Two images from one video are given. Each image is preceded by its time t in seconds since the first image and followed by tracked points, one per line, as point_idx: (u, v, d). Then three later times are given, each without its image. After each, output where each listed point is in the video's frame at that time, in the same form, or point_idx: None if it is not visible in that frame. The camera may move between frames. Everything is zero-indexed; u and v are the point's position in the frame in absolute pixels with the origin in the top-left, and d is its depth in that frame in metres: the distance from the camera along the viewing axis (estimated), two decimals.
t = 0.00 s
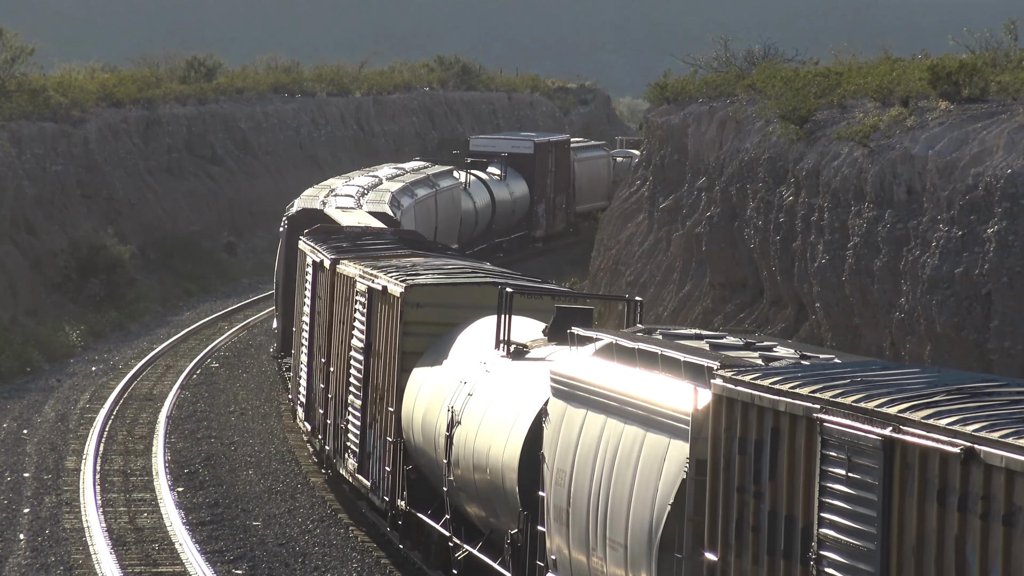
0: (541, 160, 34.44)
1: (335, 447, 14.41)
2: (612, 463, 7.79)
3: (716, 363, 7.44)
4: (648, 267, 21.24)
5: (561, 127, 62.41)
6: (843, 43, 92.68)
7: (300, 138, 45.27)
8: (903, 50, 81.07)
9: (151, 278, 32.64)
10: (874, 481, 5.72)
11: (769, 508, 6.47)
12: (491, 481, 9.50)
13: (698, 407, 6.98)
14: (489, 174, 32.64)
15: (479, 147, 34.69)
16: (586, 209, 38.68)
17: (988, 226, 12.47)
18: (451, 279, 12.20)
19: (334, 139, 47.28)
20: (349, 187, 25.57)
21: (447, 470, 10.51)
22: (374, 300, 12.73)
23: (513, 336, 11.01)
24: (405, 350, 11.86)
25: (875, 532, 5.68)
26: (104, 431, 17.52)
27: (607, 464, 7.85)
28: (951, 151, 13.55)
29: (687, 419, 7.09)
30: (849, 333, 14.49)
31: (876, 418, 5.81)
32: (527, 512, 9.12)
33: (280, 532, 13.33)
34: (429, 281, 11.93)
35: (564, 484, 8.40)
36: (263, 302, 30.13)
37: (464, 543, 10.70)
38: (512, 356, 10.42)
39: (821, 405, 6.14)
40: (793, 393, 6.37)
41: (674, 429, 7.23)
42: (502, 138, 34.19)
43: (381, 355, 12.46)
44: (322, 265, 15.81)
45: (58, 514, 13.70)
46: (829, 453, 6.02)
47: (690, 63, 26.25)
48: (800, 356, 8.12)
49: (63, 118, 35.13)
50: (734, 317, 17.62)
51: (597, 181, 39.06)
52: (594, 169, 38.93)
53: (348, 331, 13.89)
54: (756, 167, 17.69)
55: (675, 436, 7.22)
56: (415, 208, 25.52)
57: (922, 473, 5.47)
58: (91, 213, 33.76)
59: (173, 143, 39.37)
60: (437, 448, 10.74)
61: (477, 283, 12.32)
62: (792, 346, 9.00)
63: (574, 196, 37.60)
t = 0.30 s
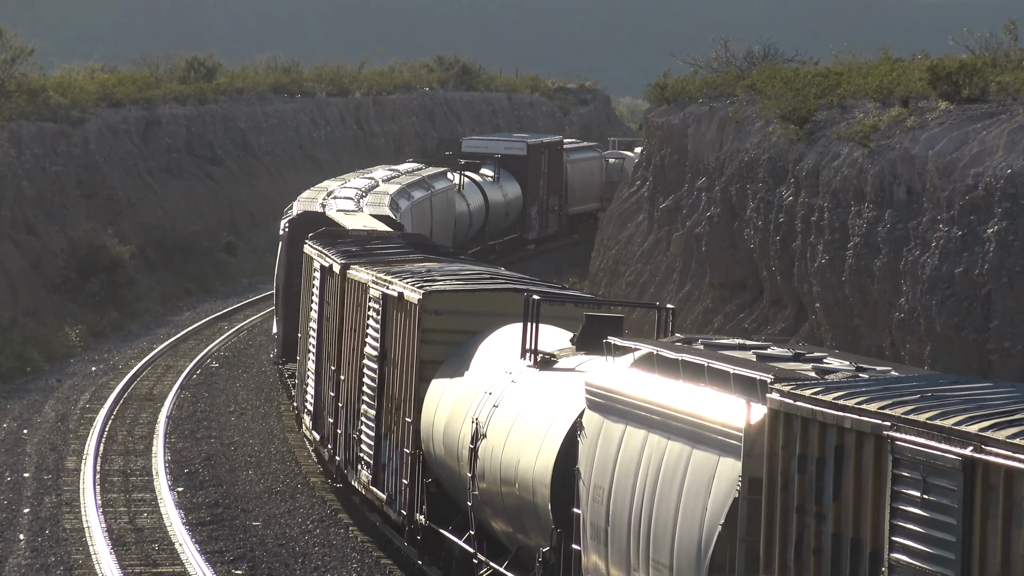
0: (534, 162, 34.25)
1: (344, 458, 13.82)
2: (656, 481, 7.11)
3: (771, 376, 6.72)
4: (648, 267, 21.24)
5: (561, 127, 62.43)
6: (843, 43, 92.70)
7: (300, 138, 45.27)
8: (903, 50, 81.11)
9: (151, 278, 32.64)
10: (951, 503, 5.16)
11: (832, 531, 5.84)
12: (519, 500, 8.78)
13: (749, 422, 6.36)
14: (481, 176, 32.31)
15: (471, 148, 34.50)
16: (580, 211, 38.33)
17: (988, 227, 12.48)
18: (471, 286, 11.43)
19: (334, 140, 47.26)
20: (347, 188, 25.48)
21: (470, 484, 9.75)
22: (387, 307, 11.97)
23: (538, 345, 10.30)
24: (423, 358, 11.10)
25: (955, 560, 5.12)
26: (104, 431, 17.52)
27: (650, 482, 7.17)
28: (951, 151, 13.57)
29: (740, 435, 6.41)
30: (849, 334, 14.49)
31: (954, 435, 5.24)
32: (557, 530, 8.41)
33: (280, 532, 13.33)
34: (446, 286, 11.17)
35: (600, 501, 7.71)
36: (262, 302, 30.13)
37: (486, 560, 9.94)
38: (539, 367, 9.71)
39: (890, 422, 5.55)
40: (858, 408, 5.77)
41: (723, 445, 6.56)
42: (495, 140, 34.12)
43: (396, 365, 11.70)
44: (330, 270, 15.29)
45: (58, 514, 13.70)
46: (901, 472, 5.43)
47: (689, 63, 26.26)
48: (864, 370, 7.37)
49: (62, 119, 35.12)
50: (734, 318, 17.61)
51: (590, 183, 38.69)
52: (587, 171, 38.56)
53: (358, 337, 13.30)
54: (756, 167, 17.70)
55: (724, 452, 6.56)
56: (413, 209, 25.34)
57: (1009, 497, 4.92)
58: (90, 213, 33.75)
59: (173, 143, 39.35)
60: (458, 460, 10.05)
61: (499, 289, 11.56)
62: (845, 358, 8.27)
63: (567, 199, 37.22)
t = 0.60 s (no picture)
0: (527, 163, 33.94)
1: (358, 469, 13.37)
2: (706, 499, 6.68)
3: (835, 391, 6.25)
4: (648, 267, 21.24)
5: (561, 127, 62.43)
6: (843, 43, 92.66)
7: (300, 138, 45.26)
8: (903, 51, 81.04)
9: (151, 278, 32.64)
10: None
11: (906, 557, 5.44)
12: (553, 517, 8.32)
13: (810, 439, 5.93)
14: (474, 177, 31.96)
15: (465, 149, 34.38)
16: (573, 214, 37.94)
17: (988, 227, 12.47)
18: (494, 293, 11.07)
19: (334, 139, 47.26)
20: (347, 188, 25.45)
21: (499, 498, 9.27)
22: (407, 315, 11.61)
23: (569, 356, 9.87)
24: (444, 368, 10.73)
25: None
26: (104, 431, 17.52)
27: (699, 501, 6.74)
28: (951, 151, 13.56)
29: (798, 452, 5.99)
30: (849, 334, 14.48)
31: None
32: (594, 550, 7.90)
33: (280, 532, 13.33)
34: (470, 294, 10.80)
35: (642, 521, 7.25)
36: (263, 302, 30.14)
37: None
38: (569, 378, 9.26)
39: (972, 442, 5.18)
40: (935, 427, 5.39)
41: (780, 462, 6.13)
42: (489, 140, 33.83)
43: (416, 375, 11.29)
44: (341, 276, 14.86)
45: (59, 514, 13.70)
46: (983, 495, 5.07)
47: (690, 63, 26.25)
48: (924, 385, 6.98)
49: (63, 118, 35.11)
50: (734, 318, 17.62)
51: (582, 185, 38.28)
52: (580, 172, 38.20)
53: (372, 345, 12.85)
54: (756, 167, 17.70)
55: (781, 470, 6.12)
56: (410, 211, 25.20)
57: None
58: (91, 213, 33.76)
59: (173, 143, 39.34)
60: (485, 474, 9.56)
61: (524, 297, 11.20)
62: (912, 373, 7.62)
63: (560, 200, 36.80)
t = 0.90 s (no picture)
0: (520, 165, 33.44)
1: (371, 481, 12.90)
2: (760, 520, 6.26)
3: (903, 407, 5.94)
4: (648, 267, 21.24)
5: (561, 128, 62.37)
6: (843, 43, 92.61)
7: (300, 138, 45.24)
8: (903, 50, 80.98)
9: (151, 278, 32.65)
10: None
11: None
12: (589, 536, 7.88)
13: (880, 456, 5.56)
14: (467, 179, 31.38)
15: (456, 150, 33.96)
16: (567, 215, 37.45)
17: (988, 226, 12.47)
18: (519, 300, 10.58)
19: (334, 139, 47.23)
20: (349, 189, 25.56)
21: (529, 514, 8.81)
22: (426, 323, 11.14)
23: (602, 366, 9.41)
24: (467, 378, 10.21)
25: None
26: (104, 431, 17.52)
27: (753, 521, 6.32)
28: (951, 151, 13.57)
29: (866, 471, 5.62)
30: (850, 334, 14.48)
31: None
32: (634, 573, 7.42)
33: (280, 532, 13.33)
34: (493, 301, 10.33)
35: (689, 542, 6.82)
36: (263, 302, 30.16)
37: None
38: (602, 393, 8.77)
39: None
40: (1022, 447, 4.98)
41: (845, 482, 5.75)
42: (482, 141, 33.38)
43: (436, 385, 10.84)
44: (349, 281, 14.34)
45: (59, 514, 13.70)
46: None
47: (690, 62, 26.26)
48: (1000, 402, 6.52)
49: (63, 118, 35.08)
50: (735, 317, 17.61)
51: (575, 184, 37.73)
52: (573, 173, 37.57)
53: (388, 352, 12.32)
54: (756, 167, 17.71)
55: (848, 489, 5.73)
56: (409, 214, 25.00)
57: None
58: (91, 213, 33.75)
59: (173, 143, 39.31)
60: (514, 487, 9.10)
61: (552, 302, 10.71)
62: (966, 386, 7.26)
63: (553, 201, 36.24)
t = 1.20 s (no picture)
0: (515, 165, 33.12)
1: (387, 494, 12.49)
2: (821, 547, 5.67)
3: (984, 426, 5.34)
4: (648, 267, 21.24)
5: (561, 128, 62.35)
6: (843, 43, 92.58)
7: (300, 138, 45.22)
8: (903, 51, 80.95)
9: (151, 278, 32.64)
10: None
11: None
12: (628, 558, 7.23)
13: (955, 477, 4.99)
14: (461, 180, 31.00)
15: (451, 151, 33.90)
16: (559, 217, 37.25)
17: (988, 227, 12.47)
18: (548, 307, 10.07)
19: (334, 139, 47.22)
20: (350, 190, 25.50)
21: (563, 533, 8.16)
22: (448, 332, 10.67)
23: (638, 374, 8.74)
24: (492, 388, 9.75)
25: None
26: (104, 431, 17.52)
27: (814, 545, 5.71)
28: (951, 152, 13.56)
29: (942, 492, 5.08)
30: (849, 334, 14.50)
31: None
32: None
33: (280, 532, 13.34)
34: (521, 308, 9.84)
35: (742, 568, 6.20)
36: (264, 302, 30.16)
37: None
38: (640, 405, 8.06)
39: None
40: None
41: (917, 506, 5.21)
42: (475, 143, 33.21)
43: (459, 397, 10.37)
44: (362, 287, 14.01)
45: (59, 514, 13.70)
46: None
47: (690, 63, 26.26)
48: None
49: (63, 118, 35.05)
50: (735, 318, 17.63)
51: (569, 184, 37.57)
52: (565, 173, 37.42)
53: (404, 361, 11.92)
54: (756, 167, 17.71)
55: (921, 513, 5.18)
56: (407, 216, 24.90)
57: None
58: (91, 213, 33.74)
59: (173, 143, 39.28)
60: (547, 503, 8.45)
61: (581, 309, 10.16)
62: None
63: (546, 204, 35.92)
